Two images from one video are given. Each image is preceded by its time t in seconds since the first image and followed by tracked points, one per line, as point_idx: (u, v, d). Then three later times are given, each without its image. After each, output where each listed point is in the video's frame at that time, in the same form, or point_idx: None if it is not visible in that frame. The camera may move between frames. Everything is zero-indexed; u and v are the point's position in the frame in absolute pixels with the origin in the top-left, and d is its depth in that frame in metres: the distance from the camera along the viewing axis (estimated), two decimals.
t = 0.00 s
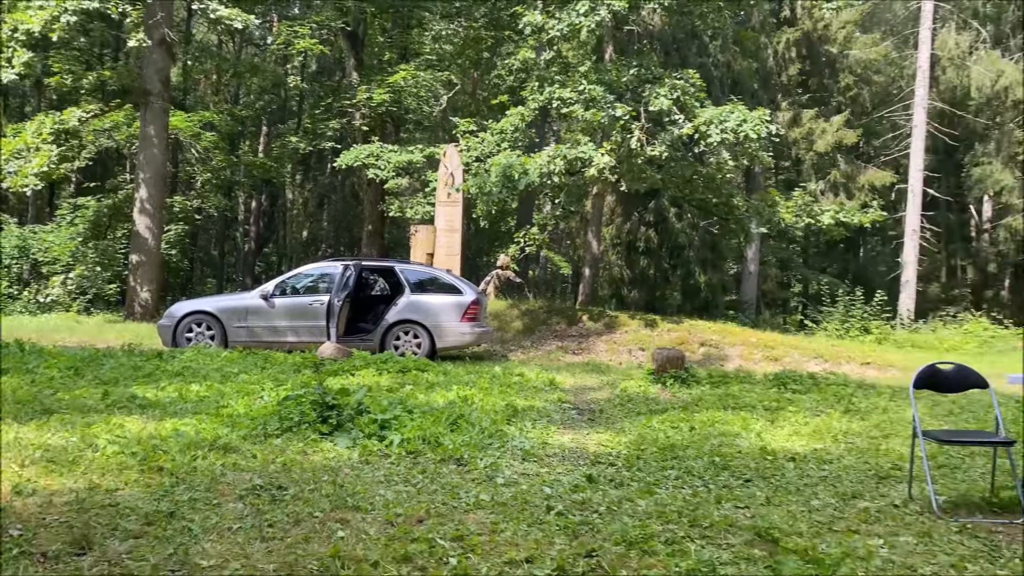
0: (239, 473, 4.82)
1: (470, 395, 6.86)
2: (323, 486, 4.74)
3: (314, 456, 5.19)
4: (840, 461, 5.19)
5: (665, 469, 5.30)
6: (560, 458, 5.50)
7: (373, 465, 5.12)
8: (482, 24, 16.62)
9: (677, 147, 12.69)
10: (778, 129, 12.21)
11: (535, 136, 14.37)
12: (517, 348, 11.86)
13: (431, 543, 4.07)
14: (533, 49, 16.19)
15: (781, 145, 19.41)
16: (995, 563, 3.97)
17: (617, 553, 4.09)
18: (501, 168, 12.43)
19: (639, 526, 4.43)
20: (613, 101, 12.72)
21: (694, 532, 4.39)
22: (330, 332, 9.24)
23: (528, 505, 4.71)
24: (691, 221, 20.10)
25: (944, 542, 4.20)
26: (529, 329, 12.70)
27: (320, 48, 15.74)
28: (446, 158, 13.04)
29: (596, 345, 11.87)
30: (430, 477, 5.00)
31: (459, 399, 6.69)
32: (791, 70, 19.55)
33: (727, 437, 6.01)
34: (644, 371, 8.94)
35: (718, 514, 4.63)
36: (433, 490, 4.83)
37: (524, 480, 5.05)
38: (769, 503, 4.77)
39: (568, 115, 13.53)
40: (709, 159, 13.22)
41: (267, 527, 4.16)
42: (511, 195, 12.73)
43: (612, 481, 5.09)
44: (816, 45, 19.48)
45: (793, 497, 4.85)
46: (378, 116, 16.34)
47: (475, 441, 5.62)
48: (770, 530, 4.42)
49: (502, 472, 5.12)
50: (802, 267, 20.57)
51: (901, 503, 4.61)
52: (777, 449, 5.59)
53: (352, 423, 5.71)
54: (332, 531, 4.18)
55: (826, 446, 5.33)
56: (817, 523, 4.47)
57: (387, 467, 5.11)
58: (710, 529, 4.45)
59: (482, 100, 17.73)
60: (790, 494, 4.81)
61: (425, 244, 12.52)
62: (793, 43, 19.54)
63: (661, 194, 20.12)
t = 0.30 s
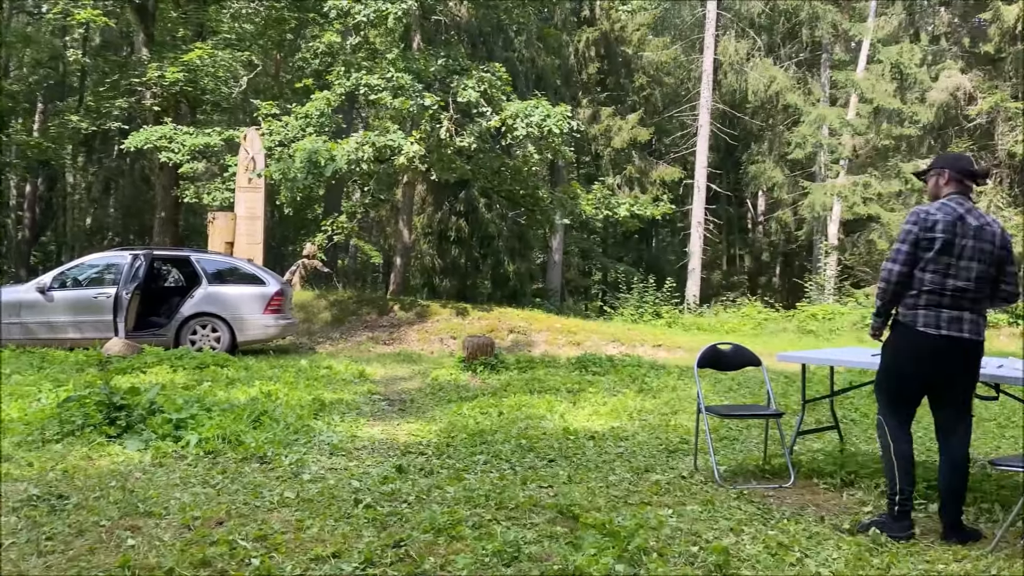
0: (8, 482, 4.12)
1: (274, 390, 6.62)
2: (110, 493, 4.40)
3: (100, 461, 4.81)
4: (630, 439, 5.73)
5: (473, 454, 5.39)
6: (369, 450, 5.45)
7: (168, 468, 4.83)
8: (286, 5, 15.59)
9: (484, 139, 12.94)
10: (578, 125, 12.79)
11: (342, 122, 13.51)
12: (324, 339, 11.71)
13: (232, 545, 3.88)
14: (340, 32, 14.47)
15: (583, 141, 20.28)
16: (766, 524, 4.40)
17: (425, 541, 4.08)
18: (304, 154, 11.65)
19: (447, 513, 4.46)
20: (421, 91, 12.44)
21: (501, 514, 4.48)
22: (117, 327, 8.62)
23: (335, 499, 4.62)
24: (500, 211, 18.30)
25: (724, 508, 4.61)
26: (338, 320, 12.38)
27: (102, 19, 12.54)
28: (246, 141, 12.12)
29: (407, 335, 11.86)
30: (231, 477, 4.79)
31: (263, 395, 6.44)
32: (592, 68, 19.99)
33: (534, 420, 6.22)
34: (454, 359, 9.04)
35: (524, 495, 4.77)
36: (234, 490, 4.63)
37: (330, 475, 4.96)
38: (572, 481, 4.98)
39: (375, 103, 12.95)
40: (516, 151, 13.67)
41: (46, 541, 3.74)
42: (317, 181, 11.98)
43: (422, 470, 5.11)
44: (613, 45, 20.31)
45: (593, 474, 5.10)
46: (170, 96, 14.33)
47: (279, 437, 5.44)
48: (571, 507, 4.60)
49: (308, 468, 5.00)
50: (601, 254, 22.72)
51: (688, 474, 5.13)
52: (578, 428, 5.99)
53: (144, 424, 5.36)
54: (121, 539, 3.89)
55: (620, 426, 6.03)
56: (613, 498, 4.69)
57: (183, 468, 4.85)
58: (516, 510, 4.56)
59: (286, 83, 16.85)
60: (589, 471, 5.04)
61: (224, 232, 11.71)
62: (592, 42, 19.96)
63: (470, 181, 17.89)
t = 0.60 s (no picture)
0: None
1: (195, 402, 6.44)
2: (19, 514, 4.20)
3: (8, 481, 4.59)
4: (559, 441, 5.77)
5: (402, 461, 5.35)
6: (295, 461, 5.35)
7: (83, 486, 4.65)
8: (200, 6, 14.79)
9: (409, 142, 12.87)
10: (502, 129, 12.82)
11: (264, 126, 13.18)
12: (248, 349, 11.49)
13: (151, 563, 3.76)
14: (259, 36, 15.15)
15: (508, 144, 20.57)
16: (691, 520, 4.49)
17: (353, 551, 4.02)
18: (224, 158, 11.45)
19: (376, 521, 4.40)
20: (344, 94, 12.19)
21: (430, 520, 4.46)
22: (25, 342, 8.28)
23: (260, 512, 4.52)
24: (426, 216, 18.14)
25: (650, 505, 4.70)
26: (260, 329, 12.14)
27: None
28: (162, 147, 11.89)
29: (333, 342, 11.77)
30: (150, 493, 4.64)
31: (183, 407, 6.26)
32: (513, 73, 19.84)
33: (462, 424, 6.21)
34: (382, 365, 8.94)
35: (453, 500, 4.76)
36: (154, 507, 4.48)
37: (255, 488, 4.85)
38: (501, 484, 5.00)
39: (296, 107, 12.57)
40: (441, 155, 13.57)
41: None
42: (237, 186, 11.88)
43: (349, 479, 5.05)
44: (536, 50, 20.39)
45: (522, 476, 5.13)
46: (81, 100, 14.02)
47: (201, 450, 5.29)
48: (500, 510, 4.61)
49: (231, 481, 4.88)
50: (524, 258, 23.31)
51: (615, 473, 5.22)
52: (507, 432, 6.00)
53: (56, 441, 5.13)
54: (33, 562, 3.72)
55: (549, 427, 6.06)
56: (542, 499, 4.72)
57: (98, 486, 4.67)
58: (445, 516, 4.55)
59: (203, 85, 16.61)
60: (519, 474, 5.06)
61: (140, 240, 11.62)
62: (514, 47, 19.94)
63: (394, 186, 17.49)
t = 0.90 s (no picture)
0: None
1: (202, 408, 6.45)
2: (28, 522, 4.21)
3: (16, 488, 4.59)
4: (565, 446, 5.75)
5: (409, 467, 5.35)
6: (303, 467, 5.35)
7: (92, 492, 4.66)
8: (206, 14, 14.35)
9: (413, 148, 12.90)
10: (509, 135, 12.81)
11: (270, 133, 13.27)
12: (256, 354, 11.52)
13: (160, 570, 3.76)
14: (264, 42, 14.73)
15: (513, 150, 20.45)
16: (699, 524, 4.48)
17: (362, 557, 4.03)
18: (230, 165, 11.44)
19: (384, 527, 4.40)
20: (349, 100, 12.23)
21: (439, 526, 4.46)
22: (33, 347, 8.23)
23: (268, 518, 4.52)
24: (433, 221, 18.11)
25: (659, 510, 4.69)
26: (268, 335, 12.17)
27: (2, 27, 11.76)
28: (167, 154, 12.05)
29: (340, 347, 11.77)
30: (158, 500, 4.65)
31: (191, 413, 6.27)
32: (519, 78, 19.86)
33: (470, 429, 6.20)
34: (390, 370, 8.96)
35: (461, 506, 4.76)
36: (162, 513, 4.49)
37: (263, 494, 4.85)
38: (508, 490, 4.99)
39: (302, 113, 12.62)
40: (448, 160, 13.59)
41: None
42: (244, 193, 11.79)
43: (357, 484, 5.05)
44: (541, 55, 20.35)
45: (529, 482, 5.12)
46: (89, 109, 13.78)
47: (209, 456, 5.30)
48: (509, 516, 4.59)
49: (239, 487, 4.88)
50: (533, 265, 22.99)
51: (623, 478, 5.20)
52: (514, 437, 5.99)
53: (65, 448, 5.15)
54: (42, 569, 3.72)
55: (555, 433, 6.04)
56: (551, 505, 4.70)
57: (107, 493, 4.68)
58: (453, 521, 4.55)
59: (210, 92, 16.73)
60: (526, 479, 5.06)
61: (147, 247, 12.00)
62: (520, 52, 19.90)
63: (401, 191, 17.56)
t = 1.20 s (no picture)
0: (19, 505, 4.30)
1: (281, 407, 6.62)
2: (119, 513, 4.39)
3: (109, 481, 4.80)
4: (637, 450, 5.71)
5: (481, 468, 5.38)
6: (377, 466, 5.44)
7: (177, 486, 4.83)
8: (285, 24, 15.51)
9: (485, 151, 13.04)
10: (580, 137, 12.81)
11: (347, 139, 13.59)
12: (332, 354, 11.81)
13: (241, 564, 3.87)
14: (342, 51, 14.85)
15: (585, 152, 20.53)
16: (776, 533, 4.37)
17: (435, 556, 4.06)
18: (309, 170, 11.67)
19: (457, 527, 4.43)
20: (423, 105, 12.31)
21: (510, 528, 4.47)
22: (124, 346, 8.62)
23: (344, 516, 4.61)
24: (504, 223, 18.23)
25: (734, 518, 4.59)
26: (344, 335, 12.45)
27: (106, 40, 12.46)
28: (250, 158, 12.32)
29: (413, 348, 11.96)
30: (239, 495, 4.78)
31: (270, 411, 6.45)
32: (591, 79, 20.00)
33: (541, 432, 6.20)
34: (461, 371, 9.06)
35: (532, 508, 4.76)
36: (243, 508, 4.62)
37: (339, 491, 4.95)
38: (580, 493, 4.97)
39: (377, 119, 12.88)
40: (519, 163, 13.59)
41: (55, 563, 3.76)
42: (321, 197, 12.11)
43: (430, 484, 5.10)
44: (613, 56, 20.47)
45: (601, 486, 5.09)
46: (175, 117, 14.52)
47: (287, 453, 5.44)
48: (581, 519, 4.57)
49: (317, 485, 4.99)
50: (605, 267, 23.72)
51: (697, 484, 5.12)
52: (585, 440, 5.97)
53: (152, 443, 5.37)
54: (131, 560, 3.87)
55: (627, 437, 6.01)
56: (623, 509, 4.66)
57: (191, 487, 4.84)
58: (525, 523, 4.55)
59: (289, 100, 16.98)
60: (598, 483, 5.03)
61: (229, 249, 12.24)
62: (593, 53, 20.09)
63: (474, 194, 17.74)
